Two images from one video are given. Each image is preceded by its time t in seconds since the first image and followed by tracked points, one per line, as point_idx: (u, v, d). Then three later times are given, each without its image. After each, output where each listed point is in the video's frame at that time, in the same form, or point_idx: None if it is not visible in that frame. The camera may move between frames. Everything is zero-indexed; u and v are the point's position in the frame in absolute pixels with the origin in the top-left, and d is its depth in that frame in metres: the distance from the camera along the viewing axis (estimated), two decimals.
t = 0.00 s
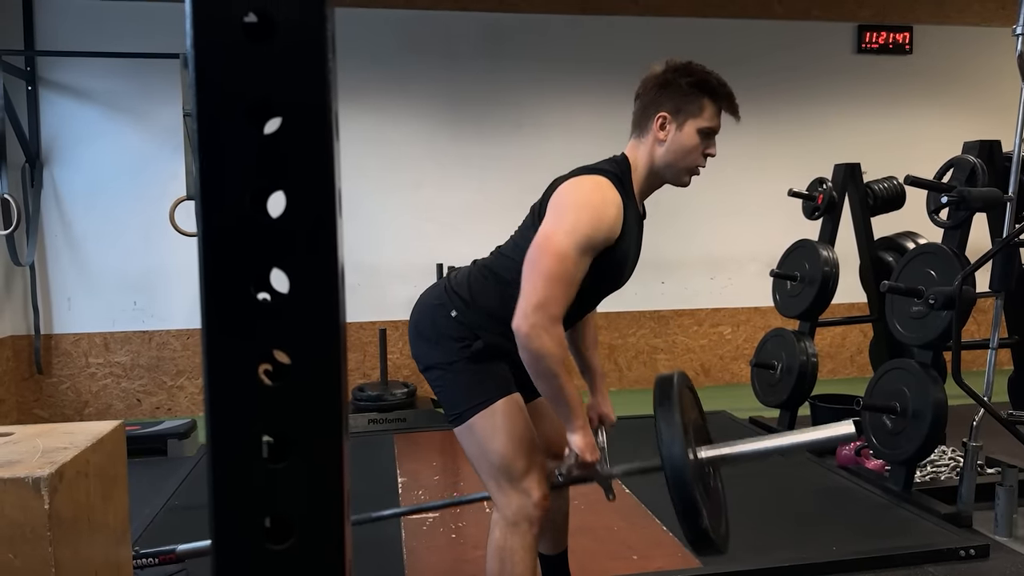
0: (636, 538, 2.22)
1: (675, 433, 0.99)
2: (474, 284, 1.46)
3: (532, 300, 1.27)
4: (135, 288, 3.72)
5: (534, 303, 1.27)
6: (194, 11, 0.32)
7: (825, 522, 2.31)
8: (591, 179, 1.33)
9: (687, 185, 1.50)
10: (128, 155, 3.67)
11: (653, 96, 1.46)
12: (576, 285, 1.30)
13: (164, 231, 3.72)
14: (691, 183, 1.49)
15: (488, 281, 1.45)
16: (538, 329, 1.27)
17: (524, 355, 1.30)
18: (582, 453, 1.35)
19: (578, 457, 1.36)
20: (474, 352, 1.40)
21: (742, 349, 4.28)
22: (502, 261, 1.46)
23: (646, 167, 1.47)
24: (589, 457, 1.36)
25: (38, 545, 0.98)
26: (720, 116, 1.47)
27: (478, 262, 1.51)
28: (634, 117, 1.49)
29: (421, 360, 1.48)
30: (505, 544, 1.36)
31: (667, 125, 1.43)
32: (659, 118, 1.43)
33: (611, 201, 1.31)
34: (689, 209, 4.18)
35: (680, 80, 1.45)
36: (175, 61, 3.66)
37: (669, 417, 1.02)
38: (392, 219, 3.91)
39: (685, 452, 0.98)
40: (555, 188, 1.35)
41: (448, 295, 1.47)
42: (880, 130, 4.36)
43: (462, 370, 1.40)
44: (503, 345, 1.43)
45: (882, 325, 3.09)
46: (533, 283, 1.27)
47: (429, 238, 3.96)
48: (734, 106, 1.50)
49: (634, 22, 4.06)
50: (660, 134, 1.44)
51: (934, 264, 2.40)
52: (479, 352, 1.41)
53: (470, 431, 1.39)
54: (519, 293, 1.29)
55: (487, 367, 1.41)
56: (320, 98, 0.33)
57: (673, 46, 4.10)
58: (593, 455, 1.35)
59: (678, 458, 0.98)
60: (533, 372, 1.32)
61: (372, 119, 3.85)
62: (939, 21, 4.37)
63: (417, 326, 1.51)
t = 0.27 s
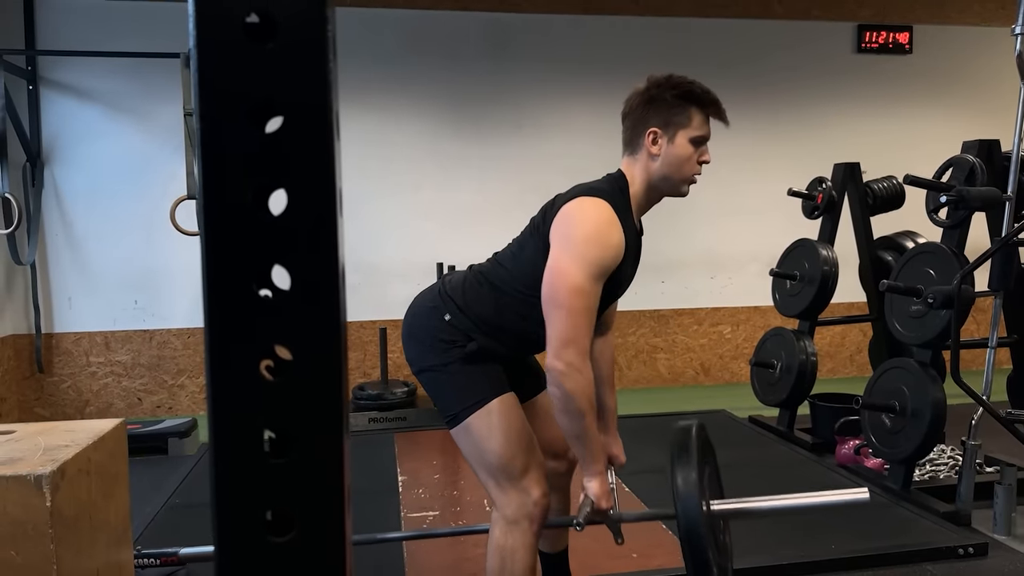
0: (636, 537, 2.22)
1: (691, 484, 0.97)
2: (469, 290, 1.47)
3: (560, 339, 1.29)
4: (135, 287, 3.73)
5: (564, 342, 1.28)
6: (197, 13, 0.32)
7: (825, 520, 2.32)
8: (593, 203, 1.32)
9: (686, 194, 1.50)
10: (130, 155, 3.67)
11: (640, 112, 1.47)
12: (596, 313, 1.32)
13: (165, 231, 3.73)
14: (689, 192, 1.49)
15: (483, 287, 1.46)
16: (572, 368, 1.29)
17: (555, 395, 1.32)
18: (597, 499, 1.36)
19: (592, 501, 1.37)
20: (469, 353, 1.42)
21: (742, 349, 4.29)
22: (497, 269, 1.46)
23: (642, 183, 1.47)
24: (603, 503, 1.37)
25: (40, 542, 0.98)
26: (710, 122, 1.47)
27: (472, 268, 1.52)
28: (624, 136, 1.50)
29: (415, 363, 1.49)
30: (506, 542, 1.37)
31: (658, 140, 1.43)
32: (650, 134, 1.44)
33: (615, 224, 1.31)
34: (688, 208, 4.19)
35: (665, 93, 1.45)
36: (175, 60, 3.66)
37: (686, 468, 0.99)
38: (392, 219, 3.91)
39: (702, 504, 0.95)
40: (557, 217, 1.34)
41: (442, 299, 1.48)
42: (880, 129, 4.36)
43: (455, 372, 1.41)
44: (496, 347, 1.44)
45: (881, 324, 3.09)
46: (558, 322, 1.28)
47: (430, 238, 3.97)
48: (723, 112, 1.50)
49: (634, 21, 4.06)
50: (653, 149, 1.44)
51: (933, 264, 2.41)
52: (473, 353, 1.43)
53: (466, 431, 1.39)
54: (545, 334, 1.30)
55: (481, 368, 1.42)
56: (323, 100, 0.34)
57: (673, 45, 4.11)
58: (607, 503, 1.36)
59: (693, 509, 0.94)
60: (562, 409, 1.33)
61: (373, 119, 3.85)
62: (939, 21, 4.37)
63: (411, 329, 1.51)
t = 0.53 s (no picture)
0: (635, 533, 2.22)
1: (696, 505, 0.98)
2: (464, 291, 1.49)
3: (578, 354, 1.29)
4: (135, 286, 3.74)
5: (583, 357, 1.29)
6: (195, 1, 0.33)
7: (824, 516, 2.32)
8: (594, 214, 1.32)
9: (684, 197, 1.49)
10: (130, 154, 3.68)
11: (628, 122, 1.47)
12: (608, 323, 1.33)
13: (165, 229, 3.73)
14: (687, 196, 1.48)
15: (477, 288, 1.48)
16: (590, 381, 1.30)
17: (574, 410, 1.32)
18: (601, 521, 1.33)
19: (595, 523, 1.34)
20: (463, 350, 1.42)
21: (742, 346, 4.30)
22: (493, 271, 1.48)
23: (640, 189, 1.47)
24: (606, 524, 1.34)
25: (40, 536, 0.99)
26: (699, 124, 1.47)
27: (467, 269, 1.53)
28: (615, 147, 1.50)
29: (409, 361, 1.49)
30: (504, 536, 1.37)
31: (650, 146, 1.44)
32: (641, 141, 1.44)
33: (614, 233, 1.32)
34: (688, 206, 4.19)
35: (651, 100, 1.47)
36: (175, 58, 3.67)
37: (690, 491, 1.00)
38: (392, 217, 3.92)
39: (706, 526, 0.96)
40: (558, 232, 1.34)
41: (437, 298, 1.50)
42: (879, 128, 4.37)
43: (450, 369, 1.41)
44: (491, 346, 1.46)
45: (880, 322, 3.10)
46: (574, 337, 1.28)
47: (430, 236, 3.97)
48: (710, 114, 1.51)
49: (634, 19, 4.06)
50: (645, 155, 1.44)
51: (932, 261, 2.41)
52: (467, 351, 1.43)
53: (462, 427, 1.39)
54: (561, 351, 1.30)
55: (475, 365, 1.42)
56: (319, 86, 0.34)
57: (673, 43, 4.11)
58: (609, 523, 1.33)
59: (697, 530, 0.95)
60: (578, 425, 1.33)
61: (373, 117, 3.85)
62: (938, 19, 4.37)
63: (406, 328, 1.52)
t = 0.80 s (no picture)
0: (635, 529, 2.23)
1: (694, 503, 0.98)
2: (462, 287, 1.49)
3: (577, 352, 1.30)
4: (135, 285, 3.74)
5: (582, 356, 1.29)
6: None
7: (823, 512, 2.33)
8: (593, 213, 1.32)
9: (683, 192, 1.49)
10: (130, 152, 3.68)
11: (621, 122, 1.48)
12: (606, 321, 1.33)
13: (165, 228, 3.74)
14: (683, 191, 1.48)
15: (476, 284, 1.48)
16: (588, 380, 1.30)
17: (572, 407, 1.32)
18: (600, 518, 1.33)
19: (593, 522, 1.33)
20: (461, 346, 1.43)
21: (741, 345, 4.30)
22: (492, 268, 1.48)
23: (637, 186, 1.48)
24: (605, 522, 1.33)
25: (40, 531, 0.93)
26: (691, 120, 1.48)
27: (466, 265, 1.54)
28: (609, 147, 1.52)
29: (408, 357, 1.49)
30: (504, 531, 1.38)
31: (644, 144, 1.45)
32: (634, 139, 1.45)
33: (614, 232, 1.32)
34: (687, 205, 4.20)
35: (643, 99, 1.48)
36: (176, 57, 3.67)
37: (688, 489, 1.01)
38: (392, 216, 3.92)
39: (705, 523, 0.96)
40: (558, 231, 1.34)
41: (436, 294, 1.50)
42: (878, 126, 4.37)
43: (448, 365, 1.42)
44: (489, 342, 1.46)
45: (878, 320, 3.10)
46: (573, 336, 1.29)
47: (430, 235, 3.98)
48: (702, 111, 1.52)
49: (634, 18, 4.07)
50: (639, 153, 1.45)
51: (931, 258, 2.41)
52: (465, 347, 1.44)
53: (461, 423, 1.39)
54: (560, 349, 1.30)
55: (474, 361, 1.43)
56: (318, 69, 0.34)
57: (673, 42, 4.11)
58: (609, 521, 1.32)
59: (696, 527, 0.96)
60: (577, 422, 1.33)
61: (373, 116, 3.86)
62: (938, 18, 4.38)
63: (404, 325, 1.52)
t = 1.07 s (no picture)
0: (635, 525, 2.23)
1: (688, 470, 0.92)
2: (465, 278, 1.49)
3: (560, 327, 1.31)
4: (136, 283, 3.75)
5: (563, 331, 1.31)
6: None
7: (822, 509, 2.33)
8: (592, 191, 1.33)
9: (678, 176, 1.50)
10: (130, 150, 3.69)
11: (624, 100, 1.48)
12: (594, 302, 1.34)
13: (166, 226, 3.74)
14: (680, 173, 1.50)
15: (479, 274, 1.48)
16: (569, 357, 1.31)
17: (553, 380, 1.34)
18: (593, 487, 1.36)
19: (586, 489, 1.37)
20: (465, 338, 1.43)
21: (741, 343, 4.30)
22: (494, 257, 1.48)
23: (634, 166, 1.49)
24: (599, 490, 1.37)
25: (42, 525, 0.92)
26: (692, 103, 1.47)
27: (469, 256, 1.54)
28: (610, 125, 1.52)
29: (411, 349, 1.50)
30: (503, 525, 1.38)
31: (643, 125, 1.45)
32: (634, 119, 1.46)
33: (611, 212, 1.32)
34: (687, 203, 4.20)
35: (646, 79, 1.46)
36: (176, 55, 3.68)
37: (682, 455, 0.94)
38: (392, 214, 3.93)
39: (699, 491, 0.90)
40: (555, 206, 1.35)
41: (439, 286, 1.50)
42: (877, 125, 4.38)
43: (452, 357, 1.42)
44: (492, 334, 1.46)
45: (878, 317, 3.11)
46: (558, 311, 1.30)
47: (430, 233, 3.98)
48: (705, 95, 1.50)
49: (633, 17, 4.08)
50: (638, 134, 1.46)
51: (929, 255, 2.42)
52: (469, 339, 1.44)
53: (463, 416, 1.40)
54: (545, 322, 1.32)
55: (477, 353, 1.43)
56: (322, 52, 0.35)
57: (673, 40, 4.12)
58: (603, 490, 1.37)
59: (689, 496, 0.90)
60: (560, 397, 1.35)
61: (373, 115, 3.86)
62: (937, 17, 4.38)
63: (407, 317, 1.53)
